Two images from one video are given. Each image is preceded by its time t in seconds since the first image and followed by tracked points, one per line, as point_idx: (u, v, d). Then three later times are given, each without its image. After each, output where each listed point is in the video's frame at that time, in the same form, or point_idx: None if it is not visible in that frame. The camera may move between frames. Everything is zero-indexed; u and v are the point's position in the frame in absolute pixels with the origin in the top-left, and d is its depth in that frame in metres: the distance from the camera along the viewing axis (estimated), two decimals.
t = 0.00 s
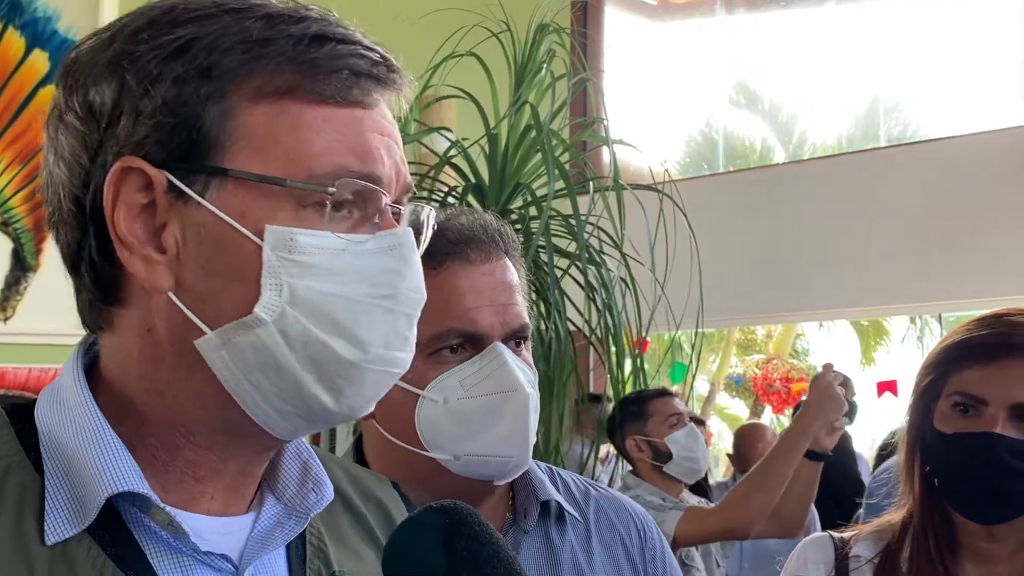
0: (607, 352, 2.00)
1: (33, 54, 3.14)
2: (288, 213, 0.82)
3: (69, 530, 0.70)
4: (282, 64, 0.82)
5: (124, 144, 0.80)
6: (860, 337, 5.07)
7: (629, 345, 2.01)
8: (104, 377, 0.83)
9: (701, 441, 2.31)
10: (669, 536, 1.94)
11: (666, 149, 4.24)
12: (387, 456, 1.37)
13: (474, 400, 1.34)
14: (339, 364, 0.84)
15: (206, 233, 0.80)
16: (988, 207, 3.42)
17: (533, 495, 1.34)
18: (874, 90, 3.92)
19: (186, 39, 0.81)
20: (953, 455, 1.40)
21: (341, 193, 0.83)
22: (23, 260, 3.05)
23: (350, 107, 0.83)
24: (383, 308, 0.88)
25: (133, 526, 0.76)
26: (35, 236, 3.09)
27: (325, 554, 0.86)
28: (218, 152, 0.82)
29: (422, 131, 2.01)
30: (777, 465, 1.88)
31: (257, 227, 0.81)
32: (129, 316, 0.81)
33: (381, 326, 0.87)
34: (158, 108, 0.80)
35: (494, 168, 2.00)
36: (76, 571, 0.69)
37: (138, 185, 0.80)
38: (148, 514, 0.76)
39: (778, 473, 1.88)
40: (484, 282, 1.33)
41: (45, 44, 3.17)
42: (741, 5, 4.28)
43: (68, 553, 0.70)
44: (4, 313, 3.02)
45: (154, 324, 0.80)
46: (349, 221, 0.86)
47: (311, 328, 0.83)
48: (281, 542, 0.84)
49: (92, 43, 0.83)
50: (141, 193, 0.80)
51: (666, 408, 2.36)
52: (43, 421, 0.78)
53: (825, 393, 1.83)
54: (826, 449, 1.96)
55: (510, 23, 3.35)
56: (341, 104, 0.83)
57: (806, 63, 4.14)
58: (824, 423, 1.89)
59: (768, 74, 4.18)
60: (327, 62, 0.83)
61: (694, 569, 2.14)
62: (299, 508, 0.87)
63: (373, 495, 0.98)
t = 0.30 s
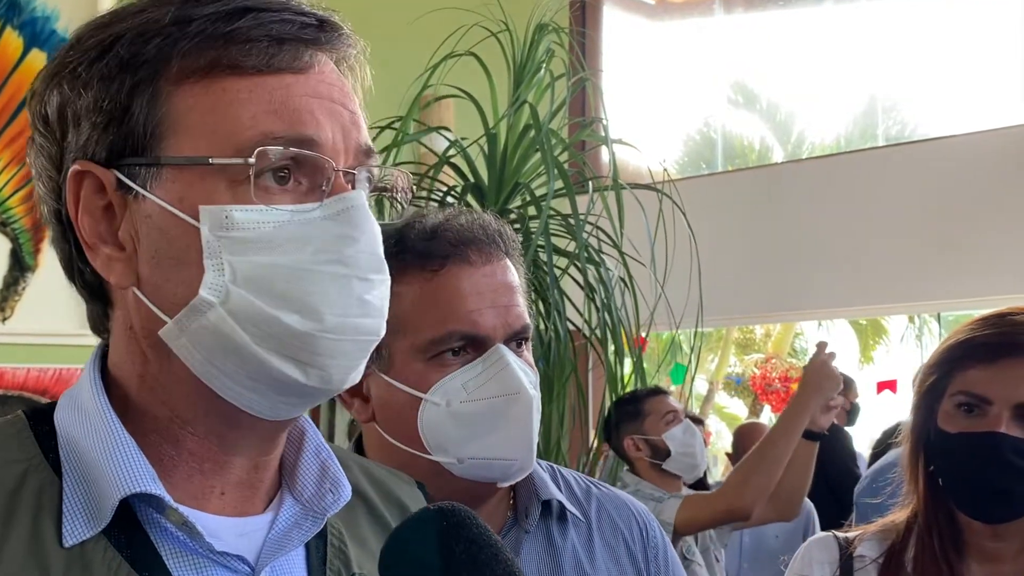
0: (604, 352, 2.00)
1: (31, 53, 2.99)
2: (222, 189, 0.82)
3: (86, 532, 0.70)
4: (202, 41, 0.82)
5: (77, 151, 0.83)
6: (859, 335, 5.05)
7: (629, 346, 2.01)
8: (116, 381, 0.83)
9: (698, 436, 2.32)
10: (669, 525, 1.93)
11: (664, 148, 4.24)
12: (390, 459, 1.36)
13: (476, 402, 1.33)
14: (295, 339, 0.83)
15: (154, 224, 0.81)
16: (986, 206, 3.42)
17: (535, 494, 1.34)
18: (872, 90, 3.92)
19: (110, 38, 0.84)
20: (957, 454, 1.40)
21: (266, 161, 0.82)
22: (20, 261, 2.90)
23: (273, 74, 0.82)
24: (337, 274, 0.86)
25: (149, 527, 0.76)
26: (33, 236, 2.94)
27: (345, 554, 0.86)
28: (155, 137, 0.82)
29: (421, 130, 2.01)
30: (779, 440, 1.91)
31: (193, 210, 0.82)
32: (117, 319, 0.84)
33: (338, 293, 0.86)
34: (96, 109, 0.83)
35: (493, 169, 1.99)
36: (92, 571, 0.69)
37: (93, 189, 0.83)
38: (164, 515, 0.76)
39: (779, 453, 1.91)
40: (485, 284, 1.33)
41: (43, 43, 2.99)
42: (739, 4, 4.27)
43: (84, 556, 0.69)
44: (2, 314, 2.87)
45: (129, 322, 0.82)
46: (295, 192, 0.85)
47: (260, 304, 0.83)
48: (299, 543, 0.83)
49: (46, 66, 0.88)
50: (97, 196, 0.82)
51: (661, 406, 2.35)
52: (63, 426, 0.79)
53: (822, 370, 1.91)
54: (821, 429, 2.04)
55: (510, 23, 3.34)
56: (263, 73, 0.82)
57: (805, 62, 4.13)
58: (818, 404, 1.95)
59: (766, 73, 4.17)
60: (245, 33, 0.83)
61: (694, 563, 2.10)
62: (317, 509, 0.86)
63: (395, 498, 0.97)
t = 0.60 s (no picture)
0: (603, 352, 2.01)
1: (29, 56, 3.18)
2: (274, 181, 0.85)
3: (122, 533, 0.71)
4: (256, 46, 0.85)
5: (130, 152, 0.86)
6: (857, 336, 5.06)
7: (625, 345, 2.02)
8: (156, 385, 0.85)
9: (698, 431, 2.32)
10: (671, 515, 1.91)
11: (663, 148, 4.24)
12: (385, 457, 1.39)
13: (469, 401, 1.35)
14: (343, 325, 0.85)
15: (206, 218, 0.83)
16: (985, 204, 3.43)
17: (531, 494, 1.35)
18: (870, 90, 3.93)
19: (167, 44, 0.87)
20: (962, 454, 1.41)
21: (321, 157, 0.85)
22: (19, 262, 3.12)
23: (324, 78, 0.85)
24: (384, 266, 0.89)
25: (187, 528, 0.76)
26: (33, 237, 3.15)
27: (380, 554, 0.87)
28: (208, 138, 0.85)
29: (421, 132, 2.02)
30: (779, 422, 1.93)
31: (246, 201, 0.84)
32: (161, 320, 0.85)
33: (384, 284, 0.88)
34: (150, 110, 0.86)
35: (491, 169, 2.00)
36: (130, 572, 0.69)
37: (145, 187, 0.85)
38: (199, 517, 0.76)
39: (780, 437, 1.94)
40: (478, 283, 1.34)
41: (41, 46, 3.20)
42: (737, 4, 4.27)
43: (124, 556, 0.70)
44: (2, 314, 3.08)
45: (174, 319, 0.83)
46: (344, 189, 0.88)
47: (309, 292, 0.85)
48: (332, 542, 0.84)
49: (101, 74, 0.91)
50: (148, 194, 0.84)
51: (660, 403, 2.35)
52: (101, 428, 0.79)
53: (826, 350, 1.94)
54: (824, 411, 2.09)
55: (508, 23, 3.34)
56: (315, 76, 0.85)
57: (803, 62, 4.13)
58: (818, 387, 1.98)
59: (766, 72, 4.17)
60: (298, 39, 0.86)
61: (698, 559, 2.11)
62: (350, 509, 0.87)
63: (423, 497, 0.98)
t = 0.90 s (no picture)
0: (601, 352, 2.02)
1: (27, 56, 3.20)
2: (330, 189, 0.85)
3: (138, 530, 0.71)
4: (320, 61, 0.86)
5: (180, 148, 0.85)
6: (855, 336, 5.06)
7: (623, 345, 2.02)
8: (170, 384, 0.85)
9: (698, 432, 2.31)
10: (672, 517, 1.93)
11: (662, 148, 4.25)
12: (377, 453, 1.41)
13: (457, 400, 1.35)
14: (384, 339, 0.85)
15: (257, 218, 0.83)
16: (983, 204, 3.44)
17: (530, 496, 1.35)
18: (867, 89, 3.94)
19: (230, 50, 0.87)
20: (961, 453, 1.41)
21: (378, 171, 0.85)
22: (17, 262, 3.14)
23: (384, 95, 0.86)
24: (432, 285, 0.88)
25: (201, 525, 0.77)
26: (30, 238, 3.17)
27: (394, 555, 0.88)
28: (265, 143, 0.85)
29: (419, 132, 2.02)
30: (786, 428, 1.94)
31: (303, 206, 0.84)
32: (191, 317, 0.84)
33: (430, 301, 0.88)
34: (208, 109, 0.85)
35: (490, 170, 2.00)
36: (145, 571, 0.69)
37: (195, 183, 0.84)
38: (214, 512, 0.77)
39: (782, 444, 1.94)
40: (476, 284, 1.35)
41: (39, 46, 3.22)
42: (736, 4, 4.26)
43: (140, 551, 0.70)
44: None
45: (209, 315, 0.83)
46: (392, 203, 0.88)
47: (361, 304, 0.85)
48: (346, 536, 0.85)
49: (151, 70, 0.90)
50: (197, 191, 0.84)
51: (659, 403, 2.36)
52: (113, 428, 0.80)
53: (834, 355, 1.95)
54: (828, 419, 2.11)
55: (505, 23, 3.34)
56: (375, 93, 0.86)
57: (801, 62, 4.14)
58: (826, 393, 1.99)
59: (764, 72, 4.17)
60: (361, 56, 0.87)
61: (700, 560, 2.11)
62: (362, 506, 0.88)
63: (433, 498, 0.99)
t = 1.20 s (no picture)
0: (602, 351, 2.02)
1: (26, 54, 3.20)
2: (377, 215, 0.83)
3: (131, 531, 0.71)
4: (375, 76, 0.84)
5: (219, 146, 0.81)
6: (855, 334, 5.06)
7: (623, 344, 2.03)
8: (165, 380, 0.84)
9: (700, 432, 2.32)
10: (674, 515, 1.94)
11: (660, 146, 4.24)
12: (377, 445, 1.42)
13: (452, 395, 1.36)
14: (421, 363, 0.84)
15: (301, 233, 0.81)
16: (981, 203, 3.45)
17: (530, 495, 1.35)
18: (865, 88, 3.95)
19: (284, 50, 0.83)
20: (957, 451, 1.41)
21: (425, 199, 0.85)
22: (14, 261, 3.14)
23: (436, 121, 0.85)
24: (467, 312, 0.88)
25: (193, 525, 0.76)
26: (29, 237, 3.17)
27: (382, 554, 0.89)
28: (313, 157, 0.83)
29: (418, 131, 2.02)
30: (789, 427, 1.95)
31: (352, 229, 0.82)
32: (209, 318, 0.82)
33: (465, 329, 0.87)
34: (258, 112, 0.81)
35: (489, 168, 2.00)
36: (137, 571, 0.70)
37: (234, 187, 0.81)
38: (207, 514, 0.76)
39: (786, 442, 1.94)
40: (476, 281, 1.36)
41: (37, 46, 3.22)
42: (734, 3, 4.25)
43: (131, 553, 0.70)
44: None
45: (237, 321, 0.80)
46: (427, 233, 0.87)
47: (402, 330, 0.84)
48: (339, 538, 0.85)
49: (189, 51, 0.85)
50: (234, 195, 0.81)
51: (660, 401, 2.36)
52: (105, 426, 0.79)
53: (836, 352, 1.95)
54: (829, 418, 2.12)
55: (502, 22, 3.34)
56: (428, 117, 0.84)
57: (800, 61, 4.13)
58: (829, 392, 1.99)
59: (762, 71, 4.17)
60: (416, 78, 0.85)
61: (701, 559, 2.12)
62: (356, 507, 0.88)
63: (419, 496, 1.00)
